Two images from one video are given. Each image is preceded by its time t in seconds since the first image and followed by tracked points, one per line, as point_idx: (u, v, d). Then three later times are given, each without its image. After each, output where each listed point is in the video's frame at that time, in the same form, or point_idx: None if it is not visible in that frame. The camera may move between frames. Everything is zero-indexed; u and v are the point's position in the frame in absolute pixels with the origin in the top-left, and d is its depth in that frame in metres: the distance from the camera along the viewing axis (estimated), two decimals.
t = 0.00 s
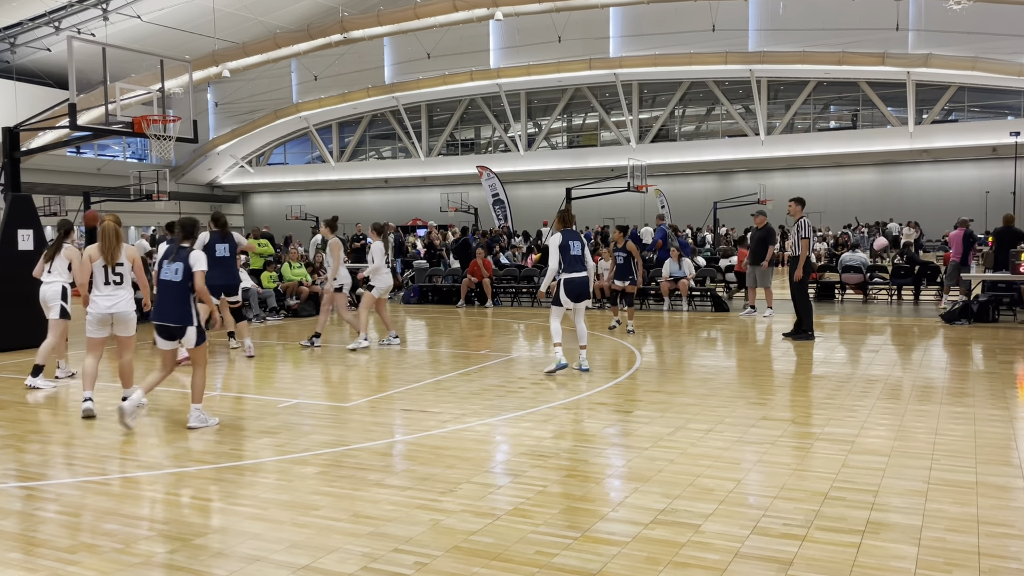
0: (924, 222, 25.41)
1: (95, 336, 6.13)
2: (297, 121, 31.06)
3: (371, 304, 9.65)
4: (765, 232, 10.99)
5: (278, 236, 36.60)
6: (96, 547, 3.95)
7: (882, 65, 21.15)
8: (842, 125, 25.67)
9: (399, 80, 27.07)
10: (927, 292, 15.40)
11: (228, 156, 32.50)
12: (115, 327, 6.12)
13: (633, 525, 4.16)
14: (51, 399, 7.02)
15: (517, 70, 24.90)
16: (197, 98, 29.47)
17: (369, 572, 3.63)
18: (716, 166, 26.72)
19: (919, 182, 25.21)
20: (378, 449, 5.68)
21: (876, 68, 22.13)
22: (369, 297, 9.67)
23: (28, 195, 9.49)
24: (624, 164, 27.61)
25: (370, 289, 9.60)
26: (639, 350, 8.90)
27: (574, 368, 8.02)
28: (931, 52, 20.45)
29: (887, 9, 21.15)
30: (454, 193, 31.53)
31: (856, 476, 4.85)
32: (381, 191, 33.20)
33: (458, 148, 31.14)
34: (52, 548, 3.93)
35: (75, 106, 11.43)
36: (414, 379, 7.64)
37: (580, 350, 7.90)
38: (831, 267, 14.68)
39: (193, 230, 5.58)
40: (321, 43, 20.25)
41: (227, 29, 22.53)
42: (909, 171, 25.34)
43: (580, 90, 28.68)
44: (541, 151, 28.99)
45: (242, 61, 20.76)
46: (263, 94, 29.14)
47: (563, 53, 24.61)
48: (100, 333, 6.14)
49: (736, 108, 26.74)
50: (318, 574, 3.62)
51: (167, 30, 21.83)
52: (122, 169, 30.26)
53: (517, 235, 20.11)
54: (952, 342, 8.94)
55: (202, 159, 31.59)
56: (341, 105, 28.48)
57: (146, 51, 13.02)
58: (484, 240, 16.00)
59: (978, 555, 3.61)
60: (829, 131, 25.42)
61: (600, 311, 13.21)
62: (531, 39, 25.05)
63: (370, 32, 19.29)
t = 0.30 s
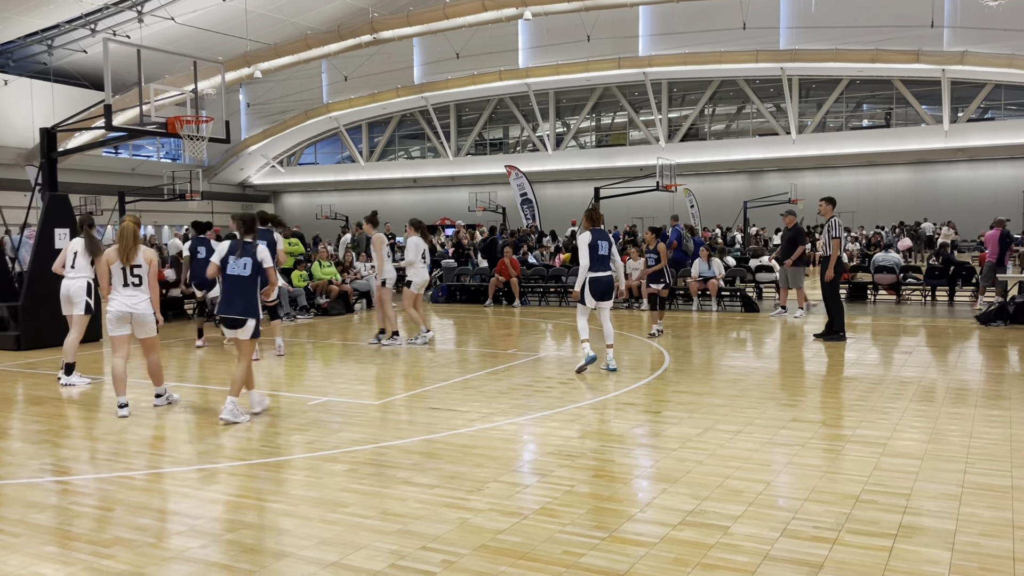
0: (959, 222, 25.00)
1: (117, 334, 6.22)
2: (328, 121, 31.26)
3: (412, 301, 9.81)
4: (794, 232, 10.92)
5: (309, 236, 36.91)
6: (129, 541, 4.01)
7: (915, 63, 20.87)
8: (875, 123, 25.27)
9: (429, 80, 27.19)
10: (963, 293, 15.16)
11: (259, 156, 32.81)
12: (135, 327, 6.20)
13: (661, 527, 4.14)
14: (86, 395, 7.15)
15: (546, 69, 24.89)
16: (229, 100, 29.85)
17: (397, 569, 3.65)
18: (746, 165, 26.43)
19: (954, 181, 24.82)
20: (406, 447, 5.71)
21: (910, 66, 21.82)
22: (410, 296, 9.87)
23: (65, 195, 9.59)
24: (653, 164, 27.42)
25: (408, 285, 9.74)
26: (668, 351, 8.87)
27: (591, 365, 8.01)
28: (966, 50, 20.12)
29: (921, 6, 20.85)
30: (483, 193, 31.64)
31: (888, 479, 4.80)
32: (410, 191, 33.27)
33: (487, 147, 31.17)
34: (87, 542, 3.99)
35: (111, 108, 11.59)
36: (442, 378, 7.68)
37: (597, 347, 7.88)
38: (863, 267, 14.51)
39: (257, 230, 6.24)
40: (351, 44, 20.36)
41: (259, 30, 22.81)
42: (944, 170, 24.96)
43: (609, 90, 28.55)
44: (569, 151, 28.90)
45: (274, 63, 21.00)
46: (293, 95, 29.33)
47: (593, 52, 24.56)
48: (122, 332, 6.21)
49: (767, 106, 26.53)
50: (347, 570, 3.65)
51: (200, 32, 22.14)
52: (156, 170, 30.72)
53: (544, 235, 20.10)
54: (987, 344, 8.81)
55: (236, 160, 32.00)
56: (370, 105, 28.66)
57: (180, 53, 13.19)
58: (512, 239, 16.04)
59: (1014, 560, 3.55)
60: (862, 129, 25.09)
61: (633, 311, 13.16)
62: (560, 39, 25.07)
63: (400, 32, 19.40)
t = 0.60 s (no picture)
0: (1011, 220, 24.32)
1: (158, 331, 6.37)
2: (369, 121, 31.54)
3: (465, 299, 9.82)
4: (837, 230, 10.77)
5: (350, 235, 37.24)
6: (174, 533, 4.09)
7: (967, 58, 20.33)
8: (924, 120, 24.55)
9: (469, 79, 27.27)
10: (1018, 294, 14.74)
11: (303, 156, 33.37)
12: (175, 325, 6.33)
13: (701, 528, 4.10)
14: (134, 390, 7.32)
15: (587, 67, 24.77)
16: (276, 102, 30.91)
17: (436, 566, 3.67)
18: (790, 162, 25.83)
19: (1006, 179, 24.16)
20: (445, 444, 5.74)
21: (961, 61, 21.28)
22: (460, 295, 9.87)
23: (114, 194, 9.74)
24: (695, 161, 26.97)
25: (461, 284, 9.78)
26: (709, 351, 8.78)
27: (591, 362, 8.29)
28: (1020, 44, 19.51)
29: None
30: (522, 191, 31.52)
31: (936, 483, 4.69)
32: (451, 190, 33.41)
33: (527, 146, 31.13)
34: (134, 534, 4.08)
35: (159, 110, 11.79)
36: (482, 376, 7.71)
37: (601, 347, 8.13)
38: (913, 266, 14.19)
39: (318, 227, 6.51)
40: (391, 44, 20.48)
41: (303, 31, 23.62)
42: (996, 167, 24.33)
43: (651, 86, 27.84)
44: (610, 150, 28.55)
45: (316, 64, 21.24)
46: (336, 95, 29.90)
47: (634, 49, 24.28)
48: (164, 329, 6.36)
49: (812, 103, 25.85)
50: (386, 566, 3.67)
51: (247, 34, 22.93)
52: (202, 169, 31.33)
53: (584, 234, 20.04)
54: None
55: (279, 159, 32.62)
56: (411, 105, 28.87)
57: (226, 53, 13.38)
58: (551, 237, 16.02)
59: None
60: (911, 126, 24.45)
61: (679, 312, 13.01)
62: (601, 36, 24.91)
63: (441, 32, 19.48)
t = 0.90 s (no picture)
0: None
1: (199, 328, 6.47)
2: (404, 121, 31.66)
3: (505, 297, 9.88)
4: (873, 230, 10.58)
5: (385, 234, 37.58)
6: (213, 528, 4.16)
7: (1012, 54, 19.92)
8: (968, 118, 24.08)
9: (503, 80, 27.38)
10: None
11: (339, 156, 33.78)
12: (214, 322, 6.42)
13: (736, 530, 4.07)
14: (175, 386, 7.47)
15: (622, 66, 24.69)
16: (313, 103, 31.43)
17: (470, 564, 3.69)
18: (829, 161, 25.41)
19: None
20: (479, 442, 5.77)
21: (1005, 57, 20.82)
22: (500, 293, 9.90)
23: (156, 193, 10.01)
24: (731, 160, 26.57)
25: (500, 281, 9.79)
26: (744, 352, 8.69)
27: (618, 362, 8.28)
28: None
29: None
30: (557, 190, 31.64)
31: (977, 488, 4.60)
32: (485, 189, 33.63)
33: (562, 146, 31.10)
34: (174, 527, 4.16)
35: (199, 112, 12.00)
36: (516, 375, 7.73)
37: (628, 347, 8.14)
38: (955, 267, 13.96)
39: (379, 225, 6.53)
40: (427, 45, 20.67)
41: (338, 33, 24.15)
42: None
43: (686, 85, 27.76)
44: (645, 148, 28.24)
45: (352, 65, 21.41)
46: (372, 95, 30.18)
47: (669, 48, 24.16)
48: (203, 326, 6.47)
49: (852, 101, 25.42)
50: (420, 563, 3.70)
51: (285, 37, 23.55)
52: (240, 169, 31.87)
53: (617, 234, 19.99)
54: None
55: (315, 159, 33.09)
56: (446, 105, 29.05)
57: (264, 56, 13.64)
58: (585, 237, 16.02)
59: None
60: (953, 124, 23.99)
61: (714, 312, 12.97)
62: (635, 35, 24.83)
63: (475, 32, 19.59)
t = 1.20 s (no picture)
0: None
1: (241, 326, 6.53)
2: (435, 121, 31.80)
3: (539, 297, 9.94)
4: (908, 230, 10.38)
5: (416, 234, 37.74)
6: (246, 524, 4.20)
7: None
8: (1009, 116, 23.61)
9: (535, 79, 27.37)
10: None
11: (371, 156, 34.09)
12: (257, 319, 6.50)
13: (769, 533, 4.01)
14: (209, 383, 7.57)
15: (654, 65, 24.55)
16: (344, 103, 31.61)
17: (499, 564, 3.68)
18: (866, 161, 25.00)
19: None
20: (509, 442, 5.76)
21: None
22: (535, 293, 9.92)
23: (191, 194, 10.15)
24: (765, 160, 26.20)
25: (535, 281, 9.85)
26: (779, 354, 8.58)
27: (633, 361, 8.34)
28: None
29: None
30: (588, 190, 31.43)
31: (1019, 494, 4.49)
32: (516, 190, 33.60)
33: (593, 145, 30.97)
34: (209, 524, 4.21)
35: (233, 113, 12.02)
36: (545, 375, 7.71)
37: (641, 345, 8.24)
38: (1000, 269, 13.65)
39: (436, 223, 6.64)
40: (459, 45, 20.75)
41: (372, 33, 24.09)
42: None
43: (719, 83, 27.62)
44: (678, 147, 27.89)
45: (384, 65, 21.75)
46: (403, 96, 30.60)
47: (703, 47, 24.04)
48: (246, 324, 6.53)
49: (889, 99, 25.06)
50: (450, 562, 3.71)
51: (318, 38, 23.93)
52: (273, 170, 32.27)
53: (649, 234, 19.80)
54: None
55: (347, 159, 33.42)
56: (478, 106, 29.17)
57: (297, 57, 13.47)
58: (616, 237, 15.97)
59: None
60: (994, 122, 23.52)
61: (748, 313, 12.83)
62: (668, 33, 24.70)
63: (507, 32, 19.63)
